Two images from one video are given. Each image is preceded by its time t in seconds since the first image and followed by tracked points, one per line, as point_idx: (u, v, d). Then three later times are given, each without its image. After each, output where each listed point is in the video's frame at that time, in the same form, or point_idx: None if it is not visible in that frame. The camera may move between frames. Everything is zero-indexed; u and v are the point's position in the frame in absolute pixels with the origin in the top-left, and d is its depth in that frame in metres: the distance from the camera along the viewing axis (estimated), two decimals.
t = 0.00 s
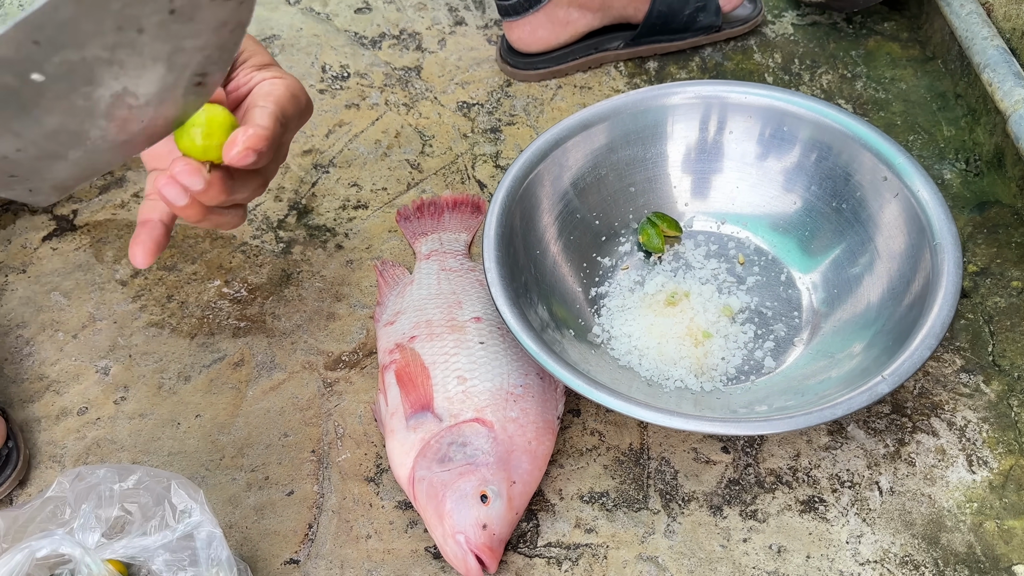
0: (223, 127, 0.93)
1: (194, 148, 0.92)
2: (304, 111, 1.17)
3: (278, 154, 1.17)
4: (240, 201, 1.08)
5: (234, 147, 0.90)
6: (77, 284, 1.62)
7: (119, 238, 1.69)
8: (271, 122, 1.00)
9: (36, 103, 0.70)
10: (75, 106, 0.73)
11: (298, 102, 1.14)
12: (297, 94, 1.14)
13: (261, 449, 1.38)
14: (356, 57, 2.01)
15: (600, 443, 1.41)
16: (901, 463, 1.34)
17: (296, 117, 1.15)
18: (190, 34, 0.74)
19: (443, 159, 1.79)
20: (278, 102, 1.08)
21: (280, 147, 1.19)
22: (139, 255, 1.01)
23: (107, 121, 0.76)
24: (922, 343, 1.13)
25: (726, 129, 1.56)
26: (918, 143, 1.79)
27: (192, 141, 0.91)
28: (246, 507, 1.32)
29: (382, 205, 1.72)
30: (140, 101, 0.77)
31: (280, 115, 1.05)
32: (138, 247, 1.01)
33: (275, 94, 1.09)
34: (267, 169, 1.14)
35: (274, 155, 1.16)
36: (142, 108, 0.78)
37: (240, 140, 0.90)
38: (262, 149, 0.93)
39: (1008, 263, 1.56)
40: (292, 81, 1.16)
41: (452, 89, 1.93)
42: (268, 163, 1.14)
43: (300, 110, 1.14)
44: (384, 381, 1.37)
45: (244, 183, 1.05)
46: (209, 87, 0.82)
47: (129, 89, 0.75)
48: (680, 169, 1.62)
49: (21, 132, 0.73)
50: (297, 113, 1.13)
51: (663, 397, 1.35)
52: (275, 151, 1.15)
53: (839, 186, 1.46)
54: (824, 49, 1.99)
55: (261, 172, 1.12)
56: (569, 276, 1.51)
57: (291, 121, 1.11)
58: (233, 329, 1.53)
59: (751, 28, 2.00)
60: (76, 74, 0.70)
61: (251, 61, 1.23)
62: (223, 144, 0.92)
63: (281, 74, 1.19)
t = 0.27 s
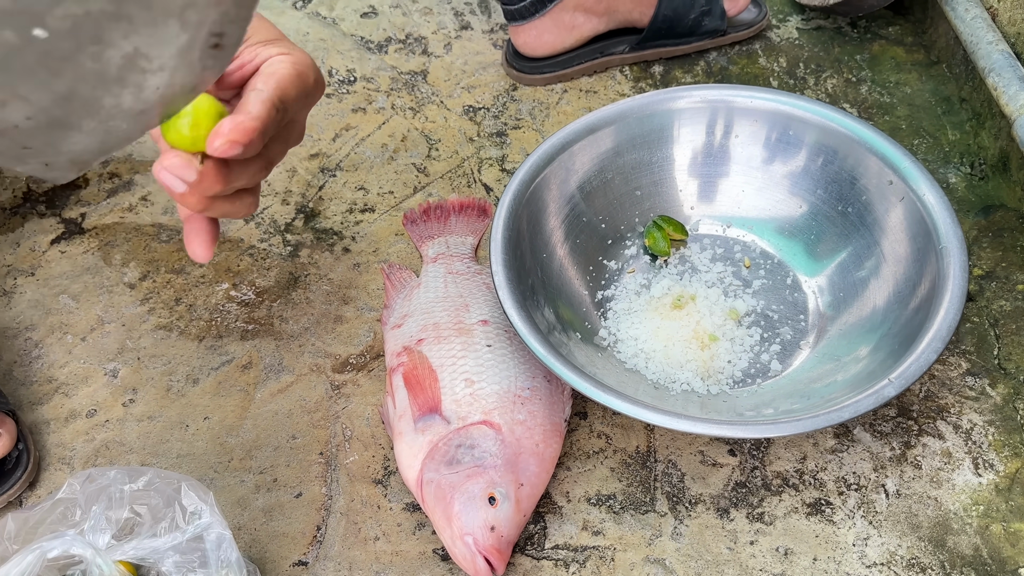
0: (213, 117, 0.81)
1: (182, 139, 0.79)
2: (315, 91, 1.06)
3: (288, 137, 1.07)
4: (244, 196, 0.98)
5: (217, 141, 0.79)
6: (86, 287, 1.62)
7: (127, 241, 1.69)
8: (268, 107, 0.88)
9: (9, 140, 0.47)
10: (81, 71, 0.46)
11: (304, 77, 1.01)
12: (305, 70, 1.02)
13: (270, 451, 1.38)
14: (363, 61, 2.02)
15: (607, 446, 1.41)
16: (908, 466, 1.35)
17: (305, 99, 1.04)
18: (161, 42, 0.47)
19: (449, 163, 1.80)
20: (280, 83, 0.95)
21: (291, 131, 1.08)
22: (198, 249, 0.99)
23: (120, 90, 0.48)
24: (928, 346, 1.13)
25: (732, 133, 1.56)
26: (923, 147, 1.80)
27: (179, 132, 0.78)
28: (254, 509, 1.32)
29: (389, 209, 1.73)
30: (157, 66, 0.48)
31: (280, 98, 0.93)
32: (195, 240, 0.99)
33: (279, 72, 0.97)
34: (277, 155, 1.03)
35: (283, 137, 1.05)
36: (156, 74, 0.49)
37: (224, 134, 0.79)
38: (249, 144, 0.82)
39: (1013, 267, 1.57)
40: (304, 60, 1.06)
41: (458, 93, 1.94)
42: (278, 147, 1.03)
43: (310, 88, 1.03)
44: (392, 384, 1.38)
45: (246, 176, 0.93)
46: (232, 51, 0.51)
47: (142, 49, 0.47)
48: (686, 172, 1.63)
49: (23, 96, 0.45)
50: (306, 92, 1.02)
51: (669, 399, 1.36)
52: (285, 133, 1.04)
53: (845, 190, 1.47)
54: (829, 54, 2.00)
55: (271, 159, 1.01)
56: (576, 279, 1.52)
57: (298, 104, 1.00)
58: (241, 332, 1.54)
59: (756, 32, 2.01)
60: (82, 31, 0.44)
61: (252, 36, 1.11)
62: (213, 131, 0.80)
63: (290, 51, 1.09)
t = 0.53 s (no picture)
0: (198, 133, 0.76)
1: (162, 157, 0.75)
2: (315, 97, 1.00)
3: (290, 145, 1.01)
4: (251, 209, 0.94)
5: (199, 164, 0.75)
6: (92, 290, 1.63)
7: (133, 245, 1.70)
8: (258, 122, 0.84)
9: None
10: (76, 88, 0.47)
11: (303, 86, 0.96)
12: (304, 77, 0.97)
13: (276, 454, 1.39)
14: (367, 65, 2.03)
15: (612, 449, 1.42)
16: (912, 468, 1.35)
17: (306, 106, 0.99)
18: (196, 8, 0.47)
19: (454, 166, 1.81)
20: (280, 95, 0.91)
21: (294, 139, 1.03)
22: (215, 261, 0.95)
23: (116, 105, 0.50)
24: (933, 349, 1.14)
25: (737, 137, 1.57)
26: (926, 150, 1.80)
27: (161, 150, 0.73)
28: (261, 512, 1.33)
29: (394, 213, 1.73)
30: (151, 82, 0.49)
31: (274, 113, 0.88)
32: (211, 253, 0.95)
33: (275, 82, 0.93)
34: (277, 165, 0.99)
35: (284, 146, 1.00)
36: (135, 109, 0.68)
37: (202, 160, 0.75)
38: (231, 164, 0.78)
39: (1017, 270, 1.57)
40: (304, 66, 1.00)
41: (463, 97, 1.95)
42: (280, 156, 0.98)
43: (308, 97, 0.98)
44: (398, 387, 1.38)
45: (241, 189, 0.88)
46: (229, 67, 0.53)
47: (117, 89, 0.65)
48: (690, 176, 1.63)
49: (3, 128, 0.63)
50: (305, 101, 0.97)
51: (674, 402, 1.36)
52: (285, 141, 0.99)
53: (849, 194, 1.48)
54: (832, 58, 2.01)
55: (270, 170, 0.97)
56: (580, 282, 1.53)
57: (296, 115, 0.95)
58: (247, 335, 1.54)
59: (760, 36, 2.02)
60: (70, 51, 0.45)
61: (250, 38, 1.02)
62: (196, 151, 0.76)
63: (290, 52, 1.02)
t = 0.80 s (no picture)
0: (148, 141, 0.75)
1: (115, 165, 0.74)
2: (289, 98, 0.95)
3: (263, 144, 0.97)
4: (221, 215, 0.91)
5: (151, 175, 0.73)
6: (94, 292, 1.64)
7: (135, 247, 1.71)
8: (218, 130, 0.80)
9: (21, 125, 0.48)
10: (50, 94, 0.65)
11: (276, 88, 0.91)
12: (277, 77, 0.92)
13: (277, 455, 1.39)
14: (368, 68, 2.04)
15: (612, 450, 1.42)
16: (911, 469, 1.35)
17: (281, 106, 0.94)
18: (164, 21, 0.65)
19: (454, 169, 1.81)
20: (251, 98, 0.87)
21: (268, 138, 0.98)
22: (190, 268, 0.94)
23: (93, 110, 0.69)
24: (932, 349, 1.15)
25: (736, 139, 1.58)
26: (925, 152, 1.81)
27: (111, 156, 0.72)
28: (262, 512, 1.33)
29: (394, 215, 1.74)
30: (126, 89, 0.69)
31: (239, 118, 0.84)
32: (188, 260, 0.93)
33: (244, 83, 0.87)
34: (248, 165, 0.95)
35: (257, 145, 0.96)
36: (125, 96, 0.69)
37: (152, 174, 0.73)
38: (184, 176, 0.76)
39: (1016, 272, 1.58)
40: (280, 65, 0.95)
41: (463, 100, 1.96)
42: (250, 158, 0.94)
43: (281, 99, 0.93)
44: (399, 388, 1.39)
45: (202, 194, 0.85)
46: (201, 75, 0.71)
47: (109, 76, 0.67)
48: (689, 178, 1.64)
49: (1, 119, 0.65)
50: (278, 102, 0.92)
51: (674, 403, 1.37)
52: (257, 141, 0.95)
53: (848, 196, 1.48)
54: (831, 60, 2.02)
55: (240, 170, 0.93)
56: (580, 284, 1.53)
57: (266, 118, 0.90)
58: (248, 337, 1.55)
59: (759, 39, 2.03)
60: (40, 62, 0.62)
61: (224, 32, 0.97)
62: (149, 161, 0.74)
63: (266, 48, 0.97)
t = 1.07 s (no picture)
0: (134, 113, 0.74)
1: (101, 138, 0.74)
2: (285, 78, 0.96)
3: (257, 124, 0.98)
4: (216, 195, 0.93)
5: (133, 154, 0.74)
6: (95, 296, 1.64)
7: (135, 251, 1.71)
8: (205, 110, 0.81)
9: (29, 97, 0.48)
10: (26, 73, 0.60)
11: (271, 70, 0.92)
12: (274, 58, 0.92)
13: (277, 458, 1.40)
14: (368, 72, 2.05)
15: (611, 452, 1.42)
16: (910, 471, 1.36)
17: (275, 88, 0.95)
18: None
19: (454, 172, 1.82)
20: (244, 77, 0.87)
21: (263, 117, 0.99)
22: (182, 257, 0.98)
23: (73, 86, 0.64)
24: (930, 351, 1.15)
25: (735, 142, 1.58)
26: (924, 155, 1.81)
27: (95, 128, 0.70)
28: (262, 516, 1.33)
29: (394, 218, 1.74)
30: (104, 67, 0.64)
31: (229, 97, 0.85)
32: (179, 247, 0.98)
33: (239, 62, 0.87)
34: (241, 143, 0.96)
35: (250, 125, 0.96)
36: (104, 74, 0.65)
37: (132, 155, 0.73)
38: (167, 155, 0.77)
39: (1015, 274, 1.58)
40: (277, 46, 0.95)
41: (463, 104, 1.97)
42: (241, 137, 0.95)
43: (276, 81, 0.93)
44: (398, 392, 1.39)
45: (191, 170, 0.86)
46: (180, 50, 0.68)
47: (86, 54, 0.62)
48: (689, 181, 1.64)
49: None
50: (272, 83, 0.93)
51: (674, 406, 1.37)
52: (250, 121, 0.96)
53: (846, 199, 1.49)
54: (830, 63, 2.02)
55: (231, 147, 0.94)
56: (580, 287, 1.54)
57: (259, 99, 0.91)
58: (248, 340, 1.55)
59: (758, 42, 2.03)
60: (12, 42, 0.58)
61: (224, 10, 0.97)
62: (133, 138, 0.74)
63: (264, 27, 0.97)
